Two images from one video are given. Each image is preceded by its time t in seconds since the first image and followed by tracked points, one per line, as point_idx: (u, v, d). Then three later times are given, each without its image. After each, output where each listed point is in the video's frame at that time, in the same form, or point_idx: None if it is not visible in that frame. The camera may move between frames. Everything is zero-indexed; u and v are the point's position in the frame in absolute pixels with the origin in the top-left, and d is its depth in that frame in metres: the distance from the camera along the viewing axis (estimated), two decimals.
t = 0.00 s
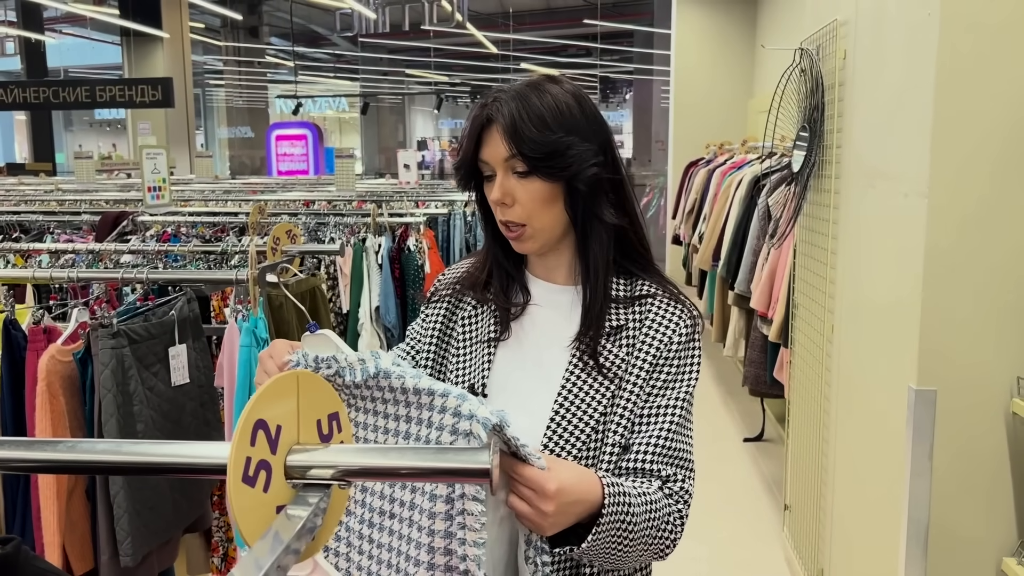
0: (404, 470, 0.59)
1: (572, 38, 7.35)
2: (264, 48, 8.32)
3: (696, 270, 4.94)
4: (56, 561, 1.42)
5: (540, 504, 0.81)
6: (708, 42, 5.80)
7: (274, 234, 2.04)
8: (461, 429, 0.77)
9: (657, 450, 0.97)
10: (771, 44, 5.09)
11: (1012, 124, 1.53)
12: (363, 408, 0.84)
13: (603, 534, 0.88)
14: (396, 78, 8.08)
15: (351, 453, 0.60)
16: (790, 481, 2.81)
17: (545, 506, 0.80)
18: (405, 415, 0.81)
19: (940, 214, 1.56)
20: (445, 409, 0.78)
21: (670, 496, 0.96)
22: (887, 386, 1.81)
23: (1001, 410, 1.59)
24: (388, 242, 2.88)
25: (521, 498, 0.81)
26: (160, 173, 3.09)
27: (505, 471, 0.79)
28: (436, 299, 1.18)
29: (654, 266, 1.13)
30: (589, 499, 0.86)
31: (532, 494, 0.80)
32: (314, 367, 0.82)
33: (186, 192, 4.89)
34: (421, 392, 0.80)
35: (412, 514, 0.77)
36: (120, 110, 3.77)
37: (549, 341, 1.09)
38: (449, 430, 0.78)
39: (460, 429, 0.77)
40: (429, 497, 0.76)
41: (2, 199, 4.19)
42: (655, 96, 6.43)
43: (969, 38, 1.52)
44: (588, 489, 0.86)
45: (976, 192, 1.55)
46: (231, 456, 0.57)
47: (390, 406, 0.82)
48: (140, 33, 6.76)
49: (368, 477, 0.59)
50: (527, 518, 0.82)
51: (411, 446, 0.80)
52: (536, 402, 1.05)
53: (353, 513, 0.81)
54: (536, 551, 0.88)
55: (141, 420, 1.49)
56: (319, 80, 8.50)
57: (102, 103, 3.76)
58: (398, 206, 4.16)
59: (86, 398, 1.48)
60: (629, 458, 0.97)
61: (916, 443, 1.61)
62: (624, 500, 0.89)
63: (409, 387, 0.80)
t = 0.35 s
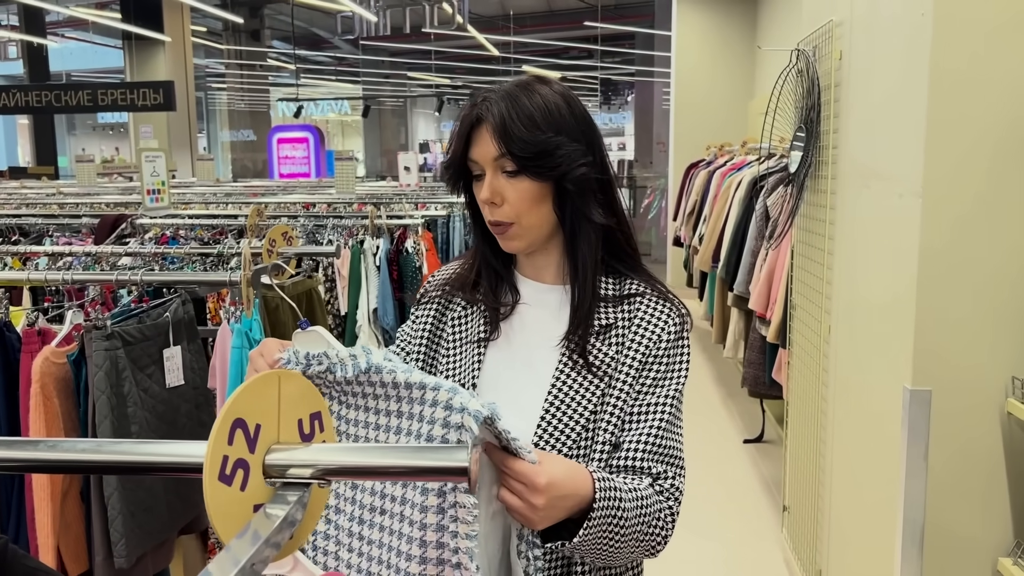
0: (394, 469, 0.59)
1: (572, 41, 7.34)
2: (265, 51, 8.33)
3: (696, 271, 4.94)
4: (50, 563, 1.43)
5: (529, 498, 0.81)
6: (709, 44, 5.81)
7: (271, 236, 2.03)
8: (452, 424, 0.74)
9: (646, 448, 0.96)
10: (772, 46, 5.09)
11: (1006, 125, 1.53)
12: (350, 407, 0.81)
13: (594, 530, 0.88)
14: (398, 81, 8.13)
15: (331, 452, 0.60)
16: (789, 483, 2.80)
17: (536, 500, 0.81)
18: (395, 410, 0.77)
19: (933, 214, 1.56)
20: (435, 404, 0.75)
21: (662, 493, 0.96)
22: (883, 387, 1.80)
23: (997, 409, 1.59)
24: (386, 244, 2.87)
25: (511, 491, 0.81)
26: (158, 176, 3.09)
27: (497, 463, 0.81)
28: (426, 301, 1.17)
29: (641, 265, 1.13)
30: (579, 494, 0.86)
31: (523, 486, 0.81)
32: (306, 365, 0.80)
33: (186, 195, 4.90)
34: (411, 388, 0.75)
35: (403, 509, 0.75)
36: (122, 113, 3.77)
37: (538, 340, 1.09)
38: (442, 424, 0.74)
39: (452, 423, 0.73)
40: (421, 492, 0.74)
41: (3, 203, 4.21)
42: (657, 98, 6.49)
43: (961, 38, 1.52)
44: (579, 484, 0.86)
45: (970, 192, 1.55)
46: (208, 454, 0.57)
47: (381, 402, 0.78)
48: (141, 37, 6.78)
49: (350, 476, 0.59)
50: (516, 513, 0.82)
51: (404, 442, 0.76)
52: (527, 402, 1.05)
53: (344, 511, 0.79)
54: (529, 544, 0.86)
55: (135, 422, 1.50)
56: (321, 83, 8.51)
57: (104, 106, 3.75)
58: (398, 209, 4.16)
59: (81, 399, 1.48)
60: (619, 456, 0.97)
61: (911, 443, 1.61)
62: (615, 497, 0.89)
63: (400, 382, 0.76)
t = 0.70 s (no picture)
0: (378, 472, 0.58)
1: (571, 42, 7.34)
2: (265, 55, 8.32)
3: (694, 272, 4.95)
4: (41, 567, 1.43)
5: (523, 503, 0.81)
6: (706, 45, 5.81)
7: (263, 238, 2.00)
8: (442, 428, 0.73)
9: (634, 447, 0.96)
10: (769, 46, 5.10)
11: (997, 124, 1.53)
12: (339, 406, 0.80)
13: (583, 530, 0.87)
14: (397, 84, 8.16)
15: (305, 454, 0.60)
16: (786, 484, 2.80)
17: (532, 504, 0.81)
18: (386, 412, 0.76)
19: (925, 213, 1.55)
20: (426, 405, 0.74)
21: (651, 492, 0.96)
22: (876, 387, 1.80)
23: (990, 408, 1.58)
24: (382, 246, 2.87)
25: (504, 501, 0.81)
26: (155, 180, 3.09)
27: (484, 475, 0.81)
28: (411, 303, 1.17)
29: (626, 264, 1.13)
30: (570, 495, 0.86)
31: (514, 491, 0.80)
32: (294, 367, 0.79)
33: (184, 199, 4.90)
34: (403, 389, 0.74)
35: (397, 510, 0.74)
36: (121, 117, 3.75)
37: (524, 341, 1.09)
38: (433, 425, 0.72)
39: (443, 424, 0.72)
40: (415, 493, 0.73)
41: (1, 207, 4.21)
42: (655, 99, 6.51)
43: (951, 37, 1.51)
44: (570, 485, 0.86)
45: (961, 192, 1.55)
46: (181, 457, 0.57)
47: (371, 404, 0.78)
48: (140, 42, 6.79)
49: (327, 478, 0.59)
50: (513, 523, 0.81)
51: (395, 443, 0.75)
52: (514, 403, 1.04)
53: (335, 514, 0.78)
54: (526, 556, 0.84)
55: (126, 425, 1.50)
56: (321, 87, 8.51)
57: (104, 110, 3.73)
58: (395, 211, 4.17)
59: (71, 403, 1.48)
60: (607, 456, 0.97)
61: (904, 443, 1.61)
62: (605, 499, 0.89)
63: (390, 382, 0.75)
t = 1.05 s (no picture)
0: (368, 480, 0.57)
1: (567, 45, 7.32)
2: (261, 58, 8.24)
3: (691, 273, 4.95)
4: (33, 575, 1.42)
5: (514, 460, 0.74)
6: (702, 47, 5.82)
7: (258, 243, 2.00)
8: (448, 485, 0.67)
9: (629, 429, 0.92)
10: (764, 47, 5.11)
11: (991, 124, 1.52)
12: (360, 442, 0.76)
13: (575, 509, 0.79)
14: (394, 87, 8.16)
15: (291, 462, 0.60)
16: (783, 485, 2.79)
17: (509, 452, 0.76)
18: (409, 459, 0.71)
19: (920, 214, 1.55)
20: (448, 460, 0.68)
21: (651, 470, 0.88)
22: (872, 389, 1.79)
23: (986, 408, 1.58)
24: (377, 250, 2.87)
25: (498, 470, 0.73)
26: (150, 185, 3.10)
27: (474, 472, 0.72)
28: (401, 308, 1.16)
29: (619, 265, 1.13)
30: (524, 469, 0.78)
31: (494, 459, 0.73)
32: (321, 395, 0.76)
33: (181, 203, 4.90)
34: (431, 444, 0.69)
35: (412, 554, 0.70)
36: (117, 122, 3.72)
37: (518, 345, 1.09)
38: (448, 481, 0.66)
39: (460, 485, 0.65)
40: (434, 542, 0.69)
41: None
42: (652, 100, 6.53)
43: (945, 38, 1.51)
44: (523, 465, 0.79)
45: (957, 193, 1.54)
46: (164, 468, 0.56)
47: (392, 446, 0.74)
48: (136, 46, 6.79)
49: (314, 486, 0.58)
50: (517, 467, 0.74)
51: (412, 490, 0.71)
52: (511, 409, 1.04)
53: (345, 543, 0.75)
54: None
55: (118, 431, 1.50)
56: (317, 90, 8.50)
57: (100, 115, 3.71)
58: (391, 214, 4.16)
59: (63, 410, 1.47)
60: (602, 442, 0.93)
61: (901, 444, 1.60)
62: (594, 480, 0.81)
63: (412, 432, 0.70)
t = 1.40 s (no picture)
0: (370, 502, 0.55)
1: (563, 46, 7.29)
2: (256, 61, 8.19)
3: (690, 274, 4.94)
4: None
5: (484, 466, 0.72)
6: (699, 47, 5.81)
7: (255, 248, 1.99)
8: (476, 495, 0.67)
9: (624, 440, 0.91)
10: (761, 48, 5.10)
11: (995, 125, 1.51)
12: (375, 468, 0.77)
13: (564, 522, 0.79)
14: (390, 89, 8.14)
15: (294, 484, 0.58)
16: (785, 488, 2.78)
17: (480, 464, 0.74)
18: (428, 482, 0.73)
19: (923, 217, 1.54)
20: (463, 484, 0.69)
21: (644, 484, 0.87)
22: (875, 393, 1.78)
23: (991, 412, 1.56)
24: (375, 253, 2.84)
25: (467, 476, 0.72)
26: (145, 189, 3.02)
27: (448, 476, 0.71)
28: (404, 318, 1.15)
29: (623, 273, 1.11)
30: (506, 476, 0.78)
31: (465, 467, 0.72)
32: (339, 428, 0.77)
33: (177, 207, 4.87)
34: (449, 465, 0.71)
35: None
36: (112, 125, 3.69)
37: (518, 352, 1.06)
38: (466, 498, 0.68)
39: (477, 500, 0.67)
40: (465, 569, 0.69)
41: None
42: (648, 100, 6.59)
43: (947, 39, 1.50)
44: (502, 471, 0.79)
45: (960, 195, 1.53)
46: (163, 492, 0.54)
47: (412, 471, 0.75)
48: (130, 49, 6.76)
49: (318, 509, 0.56)
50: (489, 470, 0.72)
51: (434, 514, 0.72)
52: (511, 417, 1.01)
53: None
54: None
55: (115, 442, 1.47)
56: (313, 92, 8.47)
57: (95, 118, 3.66)
58: (389, 217, 4.14)
59: (58, 421, 1.45)
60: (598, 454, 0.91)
61: (906, 448, 1.59)
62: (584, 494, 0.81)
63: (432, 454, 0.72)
